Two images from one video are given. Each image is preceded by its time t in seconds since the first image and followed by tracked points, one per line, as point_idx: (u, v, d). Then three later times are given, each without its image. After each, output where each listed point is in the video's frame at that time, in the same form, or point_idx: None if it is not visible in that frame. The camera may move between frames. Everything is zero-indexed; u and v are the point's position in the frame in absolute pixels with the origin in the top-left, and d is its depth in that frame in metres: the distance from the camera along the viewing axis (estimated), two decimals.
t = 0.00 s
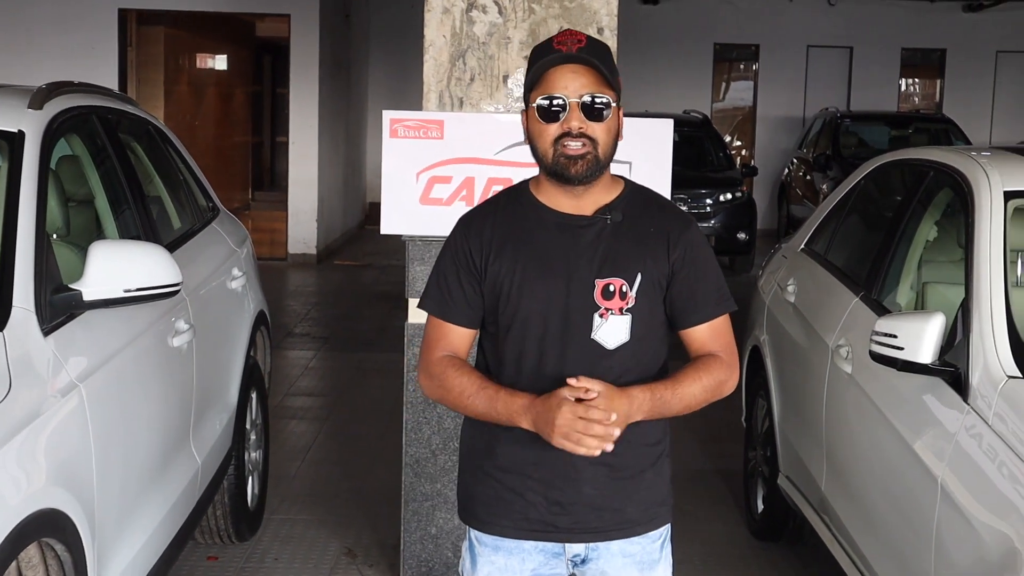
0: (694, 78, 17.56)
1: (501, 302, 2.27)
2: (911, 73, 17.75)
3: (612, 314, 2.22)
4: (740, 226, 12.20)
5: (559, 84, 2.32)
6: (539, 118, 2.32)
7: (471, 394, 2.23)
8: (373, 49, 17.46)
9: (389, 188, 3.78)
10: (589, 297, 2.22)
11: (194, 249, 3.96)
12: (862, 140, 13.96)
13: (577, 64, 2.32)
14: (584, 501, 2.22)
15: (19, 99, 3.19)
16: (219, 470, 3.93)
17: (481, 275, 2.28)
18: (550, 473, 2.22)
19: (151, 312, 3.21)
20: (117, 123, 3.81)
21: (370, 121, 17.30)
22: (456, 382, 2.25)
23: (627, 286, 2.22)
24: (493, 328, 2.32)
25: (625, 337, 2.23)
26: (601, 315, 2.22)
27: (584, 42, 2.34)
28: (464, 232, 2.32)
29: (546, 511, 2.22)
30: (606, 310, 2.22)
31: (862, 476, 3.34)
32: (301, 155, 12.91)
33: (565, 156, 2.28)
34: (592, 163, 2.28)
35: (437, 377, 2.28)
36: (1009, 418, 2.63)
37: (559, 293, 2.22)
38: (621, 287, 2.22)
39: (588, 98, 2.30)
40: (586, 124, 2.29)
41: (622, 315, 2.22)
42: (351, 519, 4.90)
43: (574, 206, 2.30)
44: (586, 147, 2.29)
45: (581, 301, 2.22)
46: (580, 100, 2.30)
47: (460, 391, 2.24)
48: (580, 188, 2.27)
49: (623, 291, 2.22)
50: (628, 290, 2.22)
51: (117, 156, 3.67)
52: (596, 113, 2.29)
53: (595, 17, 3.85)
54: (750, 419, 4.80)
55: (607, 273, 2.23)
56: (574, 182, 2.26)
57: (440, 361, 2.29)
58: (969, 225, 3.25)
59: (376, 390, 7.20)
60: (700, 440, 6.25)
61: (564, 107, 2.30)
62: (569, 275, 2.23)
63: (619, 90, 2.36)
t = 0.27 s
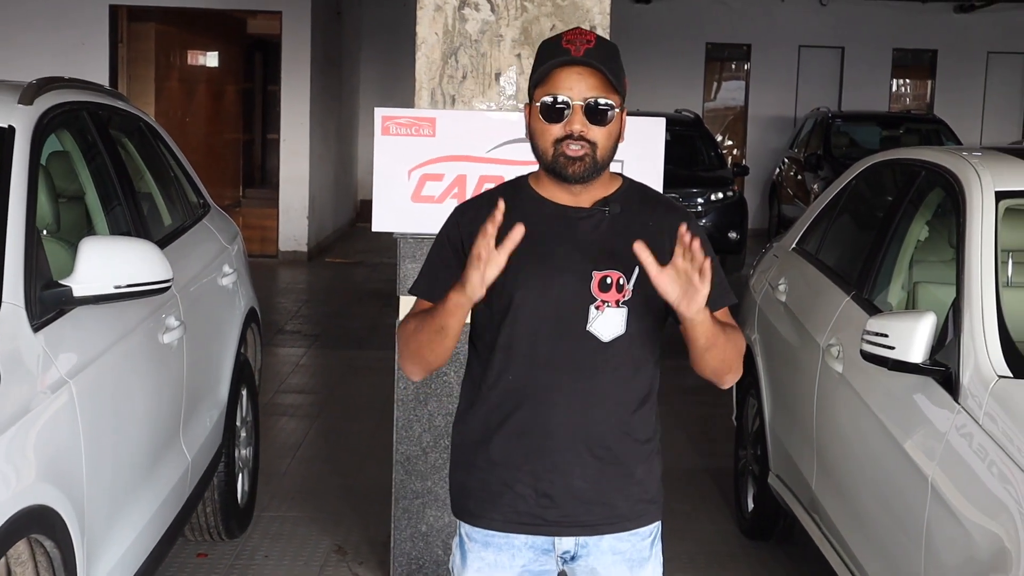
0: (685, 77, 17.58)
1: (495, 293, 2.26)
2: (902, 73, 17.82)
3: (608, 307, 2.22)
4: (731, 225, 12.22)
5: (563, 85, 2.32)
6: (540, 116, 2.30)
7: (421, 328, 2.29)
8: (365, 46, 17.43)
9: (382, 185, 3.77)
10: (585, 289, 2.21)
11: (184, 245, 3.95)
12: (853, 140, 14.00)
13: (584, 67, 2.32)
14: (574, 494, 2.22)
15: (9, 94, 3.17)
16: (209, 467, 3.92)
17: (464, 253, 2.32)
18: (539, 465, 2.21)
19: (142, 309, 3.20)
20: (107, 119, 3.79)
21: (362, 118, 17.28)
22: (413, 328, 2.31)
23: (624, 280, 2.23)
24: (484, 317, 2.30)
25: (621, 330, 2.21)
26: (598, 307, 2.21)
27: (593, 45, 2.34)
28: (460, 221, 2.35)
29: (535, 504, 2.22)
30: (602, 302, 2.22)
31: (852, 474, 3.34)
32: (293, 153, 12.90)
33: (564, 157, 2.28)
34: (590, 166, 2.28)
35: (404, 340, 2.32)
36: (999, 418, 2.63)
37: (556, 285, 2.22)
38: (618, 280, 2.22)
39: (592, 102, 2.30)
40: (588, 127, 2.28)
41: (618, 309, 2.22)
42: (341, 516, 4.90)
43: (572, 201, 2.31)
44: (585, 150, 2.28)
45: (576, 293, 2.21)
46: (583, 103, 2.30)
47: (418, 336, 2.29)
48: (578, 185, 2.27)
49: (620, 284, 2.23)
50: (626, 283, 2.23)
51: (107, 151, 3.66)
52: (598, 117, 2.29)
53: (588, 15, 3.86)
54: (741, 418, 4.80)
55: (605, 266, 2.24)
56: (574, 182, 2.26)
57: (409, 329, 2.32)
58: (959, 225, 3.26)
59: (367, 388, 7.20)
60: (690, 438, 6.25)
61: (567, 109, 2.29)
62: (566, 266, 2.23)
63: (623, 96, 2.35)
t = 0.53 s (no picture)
0: (682, 75, 17.57)
1: (491, 291, 2.26)
2: (899, 72, 17.82)
3: (603, 306, 2.21)
4: (727, 224, 12.23)
5: (564, 80, 2.31)
6: (541, 111, 2.30)
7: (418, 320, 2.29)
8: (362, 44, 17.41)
9: (379, 182, 3.76)
10: (581, 288, 2.21)
11: (180, 242, 3.94)
12: (850, 139, 14.00)
13: (585, 63, 2.32)
14: (568, 492, 2.21)
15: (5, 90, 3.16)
16: (204, 464, 3.92)
17: (460, 253, 2.30)
18: (534, 462, 2.21)
19: (138, 306, 3.20)
20: (104, 115, 3.78)
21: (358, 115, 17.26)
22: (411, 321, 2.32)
23: (621, 279, 2.22)
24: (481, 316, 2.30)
25: (616, 330, 2.21)
26: (593, 306, 2.21)
27: (595, 42, 2.34)
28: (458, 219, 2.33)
29: (530, 502, 2.22)
30: (598, 301, 2.21)
31: (849, 473, 3.34)
32: (289, 149, 12.88)
33: (564, 153, 2.27)
34: (590, 163, 2.27)
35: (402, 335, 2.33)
36: (996, 417, 2.63)
37: (552, 284, 2.22)
38: (614, 279, 2.22)
39: (593, 97, 2.29)
40: (588, 122, 2.27)
41: (614, 308, 2.22)
42: (337, 514, 4.89)
43: (571, 199, 2.30)
44: (585, 146, 2.27)
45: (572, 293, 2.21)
46: (584, 98, 2.29)
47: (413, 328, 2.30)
48: (577, 183, 2.27)
49: (616, 283, 2.22)
50: (622, 283, 2.22)
51: (103, 148, 3.65)
52: (599, 112, 2.28)
53: (585, 13, 3.85)
54: (737, 417, 4.80)
55: (601, 266, 2.23)
56: (572, 177, 2.25)
57: (407, 327, 2.31)
58: (957, 224, 3.25)
59: (362, 385, 7.19)
60: (686, 437, 6.25)
61: (567, 103, 2.28)
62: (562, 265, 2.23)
63: (624, 93, 2.35)
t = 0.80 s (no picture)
0: (678, 74, 17.58)
1: (487, 289, 2.27)
2: (895, 71, 17.84)
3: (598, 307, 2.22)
4: (723, 223, 12.24)
5: (562, 75, 2.31)
6: (539, 107, 2.30)
7: (446, 352, 2.22)
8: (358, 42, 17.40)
9: (374, 180, 3.76)
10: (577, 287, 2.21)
11: (176, 240, 3.93)
12: (846, 139, 14.01)
13: (584, 59, 2.31)
14: (563, 492, 2.21)
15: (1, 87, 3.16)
16: (200, 463, 3.91)
17: (457, 254, 2.28)
18: (529, 462, 2.21)
19: (134, 304, 3.19)
20: (99, 112, 3.77)
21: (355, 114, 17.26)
22: (431, 345, 2.24)
23: (615, 279, 2.22)
24: (479, 316, 2.30)
25: (611, 330, 2.22)
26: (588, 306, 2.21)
27: (593, 39, 2.33)
28: (455, 220, 2.31)
29: (524, 501, 2.21)
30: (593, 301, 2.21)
31: (844, 472, 3.34)
32: (285, 148, 12.87)
33: (561, 149, 2.27)
34: (586, 159, 2.27)
35: (412, 349, 2.28)
36: (992, 416, 2.63)
37: (546, 283, 2.23)
38: (609, 279, 2.22)
39: (590, 92, 2.29)
40: (585, 118, 2.27)
41: (609, 308, 2.22)
42: (332, 512, 4.89)
43: (567, 198, 2.29)
44: (582, 141, 2.27)
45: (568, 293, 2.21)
46: (581, 93, 2.29)
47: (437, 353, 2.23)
48: (573, 179, 2.26)
49: (610, 283, 2.22)
50: (616, 283, 2.22)
51: (99, 145, 3.64)
52: (595, 108, 2.28)
53: (582, 11, 3.84)
54: (733, 416, 4.80)
55: (595, 265, 2.22)
56: (569, 174, 2.25)
57: (416, 337, 2.28)
58: (954, 223, 3.25)
59: (359, 383, 7.19)
60: (682, 436, 6.26)
61: (565, 99, 2.28)
62: (557, 264, 2.23)
63: (622, 87, 2.34)
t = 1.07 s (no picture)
0: (676, 74, 17.59)
1: (483, 289, 2.27)
2: (892, 71, 17.86)
3: (594, 307, 2.22)
4: (720, 223, 12.25)
5: (557, 75, 2.31)
6: (533, 107, 2.30)
7: (451, 364, 2.22)
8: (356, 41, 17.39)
9: (371, 179, 3.76)
10: (572, 288, 2.21)
11: (172, 238, 3.93)
12: (843, 138, 14.01)
13: (578, 58, 2.31)
14: (559, 490, 2.21)
15: None
16: (196, 462, 3.91)
17: (453, 254, 2.28)
18: (525, 461, 2.21)
19: (131, 303, 3.19)
20: (96, 111, 3.77)
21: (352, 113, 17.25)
22: (435, 356, 2.24)
23: (611, 279, 2.22)
24: (475, 315, 2.30)
25: (607, 330, 2.23)
26: (583, 307, 2.22)
27: (587, 38, 2.33)
28: (451, 221, 2.30)
29: (520, 500, 2.21)
30: (588, 302, 2.22)
31: (840, 473, 3.35)
32: (282, 147, 12.86)
33: (555, 148, 2.28)
34: (581, 158, 2.27)
35: (414, 355, 2.27)
36: (988, 416, 2.64)
37: (542, 283, 2.23)
38: (604, 279, 2.22)
39: (584, 91, 2.29)
40: (579, 117, 2.28)
41: (604, 308, 2.23)
42: (328, 511, 4.89)
43: (563, 198, 2.29)
44: (576, 140, 2.28)
45: (565, 293, 2.22)
46: (575, 92, 2.29)
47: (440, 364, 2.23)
48: (567, 179, 2.27)
49: (606, 284, 2.22)
50: (612, 283, 2.22)
51: (96, 144, 3.64)
52: (590, 108, 2.28)
53: (579, 11, 3.84)
54: (729, 416, 4.80)
55: (591, 266, 2.23)
56: (563, 174, 2.25)
57: (417, 340, 2.27)
58: (950, 224, 3.26)
59: (355, 382, 7.19)
60: (679, 435, 6.26)
61: (559, 98, 2.28)
62: (553, 265, 2.23)
63: (616, 86, 2.34)
